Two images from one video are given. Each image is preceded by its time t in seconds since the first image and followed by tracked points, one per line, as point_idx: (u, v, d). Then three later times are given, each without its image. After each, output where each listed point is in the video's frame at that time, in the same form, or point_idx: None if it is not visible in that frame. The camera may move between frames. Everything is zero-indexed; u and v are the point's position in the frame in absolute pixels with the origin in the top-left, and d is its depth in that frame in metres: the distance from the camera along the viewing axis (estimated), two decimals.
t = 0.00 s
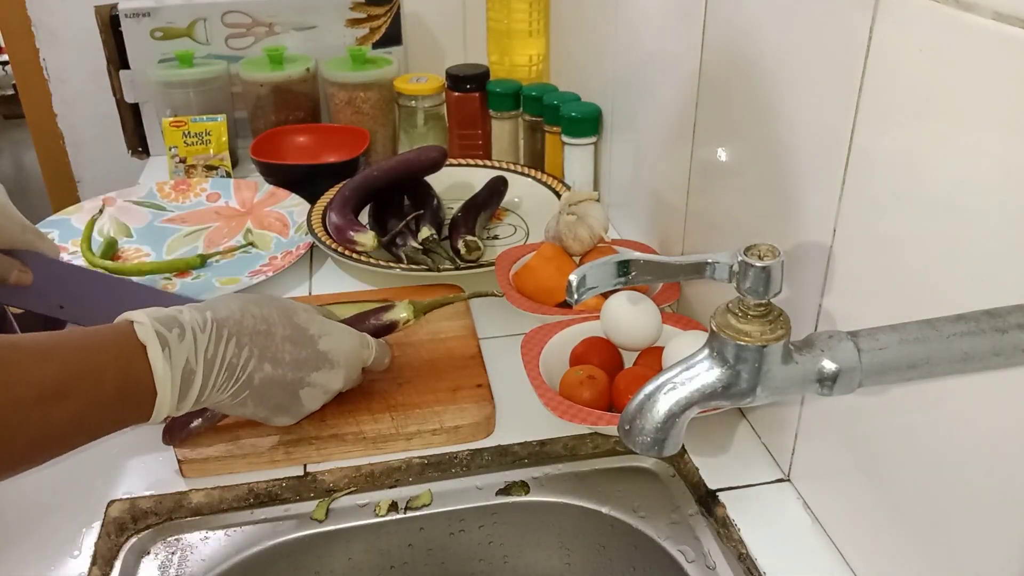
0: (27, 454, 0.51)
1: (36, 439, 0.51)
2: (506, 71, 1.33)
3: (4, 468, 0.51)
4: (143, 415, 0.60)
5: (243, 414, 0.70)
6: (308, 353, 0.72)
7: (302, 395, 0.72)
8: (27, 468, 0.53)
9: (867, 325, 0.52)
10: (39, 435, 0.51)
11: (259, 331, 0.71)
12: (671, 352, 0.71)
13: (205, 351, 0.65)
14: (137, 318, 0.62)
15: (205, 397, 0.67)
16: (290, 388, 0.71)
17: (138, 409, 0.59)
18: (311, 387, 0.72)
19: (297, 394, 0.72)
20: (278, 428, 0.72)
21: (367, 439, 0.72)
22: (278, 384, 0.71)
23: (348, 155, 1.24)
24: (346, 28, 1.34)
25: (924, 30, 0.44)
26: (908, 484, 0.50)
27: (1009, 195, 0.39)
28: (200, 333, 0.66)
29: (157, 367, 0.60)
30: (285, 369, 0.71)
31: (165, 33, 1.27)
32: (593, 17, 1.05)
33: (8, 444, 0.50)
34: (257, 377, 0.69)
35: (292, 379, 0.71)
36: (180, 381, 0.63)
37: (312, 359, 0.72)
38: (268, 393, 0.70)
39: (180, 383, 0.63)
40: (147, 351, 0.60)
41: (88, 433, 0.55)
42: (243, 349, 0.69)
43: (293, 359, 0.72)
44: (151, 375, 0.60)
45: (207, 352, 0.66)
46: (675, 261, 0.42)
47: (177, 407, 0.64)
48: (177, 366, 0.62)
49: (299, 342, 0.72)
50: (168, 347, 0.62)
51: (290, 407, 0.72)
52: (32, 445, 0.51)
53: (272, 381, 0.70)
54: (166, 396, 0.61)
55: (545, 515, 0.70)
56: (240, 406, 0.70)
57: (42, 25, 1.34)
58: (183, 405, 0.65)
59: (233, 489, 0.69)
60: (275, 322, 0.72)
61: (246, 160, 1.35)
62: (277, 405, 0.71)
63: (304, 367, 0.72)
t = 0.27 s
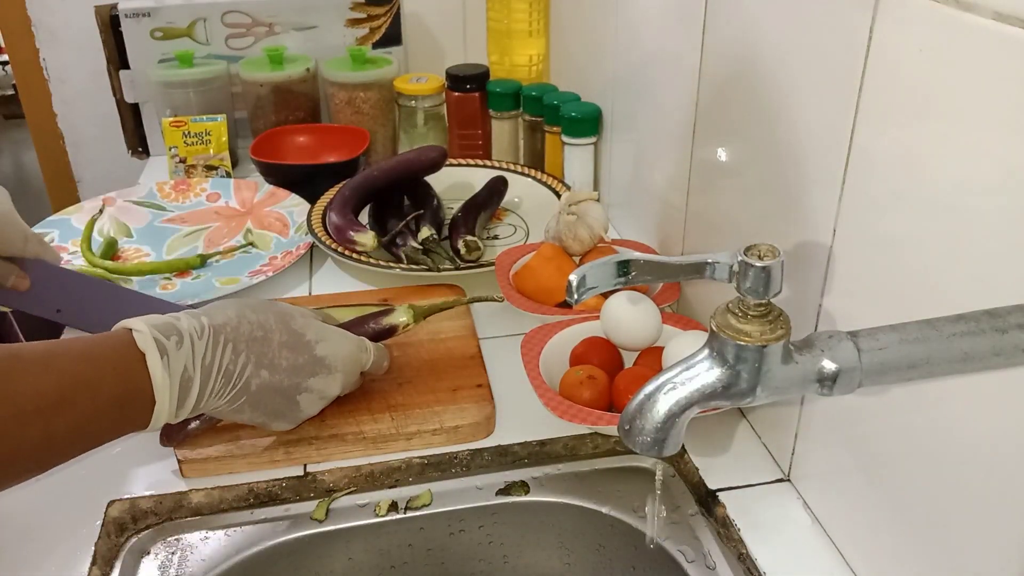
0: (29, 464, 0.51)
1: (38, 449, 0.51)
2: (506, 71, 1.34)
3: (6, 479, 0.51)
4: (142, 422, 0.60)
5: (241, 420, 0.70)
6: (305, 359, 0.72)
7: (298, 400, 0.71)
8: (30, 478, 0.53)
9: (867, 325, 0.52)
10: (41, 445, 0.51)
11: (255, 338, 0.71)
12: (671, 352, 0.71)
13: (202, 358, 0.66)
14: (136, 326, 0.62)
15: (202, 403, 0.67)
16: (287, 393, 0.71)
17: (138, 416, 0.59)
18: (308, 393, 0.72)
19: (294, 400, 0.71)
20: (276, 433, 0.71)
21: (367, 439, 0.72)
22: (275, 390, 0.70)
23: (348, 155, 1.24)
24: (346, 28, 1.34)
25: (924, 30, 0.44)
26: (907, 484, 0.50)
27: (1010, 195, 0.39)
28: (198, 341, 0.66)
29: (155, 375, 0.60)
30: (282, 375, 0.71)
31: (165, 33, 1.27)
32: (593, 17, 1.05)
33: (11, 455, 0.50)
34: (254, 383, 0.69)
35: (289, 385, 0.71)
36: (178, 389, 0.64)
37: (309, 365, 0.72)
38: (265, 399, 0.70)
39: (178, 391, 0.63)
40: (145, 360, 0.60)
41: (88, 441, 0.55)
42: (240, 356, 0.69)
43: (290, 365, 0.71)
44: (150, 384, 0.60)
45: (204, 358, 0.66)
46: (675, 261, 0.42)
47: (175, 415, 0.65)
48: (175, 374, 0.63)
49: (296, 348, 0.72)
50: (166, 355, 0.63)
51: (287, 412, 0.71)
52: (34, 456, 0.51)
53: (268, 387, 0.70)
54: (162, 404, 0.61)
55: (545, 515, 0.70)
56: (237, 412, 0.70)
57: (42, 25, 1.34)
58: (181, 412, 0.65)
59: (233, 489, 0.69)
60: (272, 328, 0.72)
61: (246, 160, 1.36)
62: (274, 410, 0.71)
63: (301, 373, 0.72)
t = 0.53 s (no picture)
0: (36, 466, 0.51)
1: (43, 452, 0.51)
2: (506, 71, 1.34)
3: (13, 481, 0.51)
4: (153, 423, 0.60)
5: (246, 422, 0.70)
6: (313, 365, 0.72)
7: (304, 406, 0.71)
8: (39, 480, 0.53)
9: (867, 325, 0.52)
10: (48, 447, 0.51)
11: (266, 341, 0.71)
12: (671, 352, 0.71)
13: (212, 360, 0.65)
14: (149, 326, 0.62)
15: (209, 405, 0.67)
16: (293, 399, 0.71)
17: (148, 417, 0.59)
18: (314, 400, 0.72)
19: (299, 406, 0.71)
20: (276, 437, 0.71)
21: (367, 439, 0.72)
22: (282, 394, 0.70)
23: (348, 155, 1.24)
24: (345, 28, 1.34)
25: (924, 31, 0.44)
26: (908, 484, 0.50)
27: (1011, 194, 0.39)
28: (208, 342, 0.66)
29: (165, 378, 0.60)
30: (290, 380, 0.71)
31: (165, 33, 1.27)
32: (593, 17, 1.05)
33: (19, 455, 0.50)
34: (262, 387, 0.69)
35: (295, 391, 0.71)
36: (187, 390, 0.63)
37: (316, 371, 0.72)
38: (272, 403, 0.70)
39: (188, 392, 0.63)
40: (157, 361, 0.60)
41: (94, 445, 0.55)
42: (249, 359, 0.69)
43: (298, 371, 0.71)
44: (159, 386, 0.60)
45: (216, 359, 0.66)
46: (675, 260, 0.42)
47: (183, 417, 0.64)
48: (185, 376, 0.63)
49: (305, 353, 0.72)
50: (177, 357, 0.63)
51: (292, 417, 0.71)
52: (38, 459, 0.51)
53: (276, 392, 0.70)
54: (173, 406, 0.61)
55: (545, 515, 0.70)
56: (242, 413, 0.70)
57: (42, 25, 1.34)
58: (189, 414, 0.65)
59: (234, 488, 0.69)
60: (282, 332, 0.72)
61: (246, 160, 1.36)
62: (279, 415, 0.70)
63: (309, 379, 0.72)
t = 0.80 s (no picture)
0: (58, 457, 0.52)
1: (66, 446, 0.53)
2: (506, 71, 1.34)
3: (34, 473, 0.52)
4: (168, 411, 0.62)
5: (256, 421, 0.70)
6: (333, 373, 0.72)
7: (317, 412, 0.71)
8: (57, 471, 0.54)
9: (867, 325, 0.52)
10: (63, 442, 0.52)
11: (293, 345, 0.71)
12: (671, 352, 0.71)
13: (237, 358, 0.66)
14: (174, 322, 0.63)
15: (225, 400, 0.67)
16: (308, 404, 0.71)
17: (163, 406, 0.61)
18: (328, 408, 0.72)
19: (313, 411, 0.71)
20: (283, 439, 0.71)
21: (367, 439, 0.72)
22: (298, 399, 0.70)
23: (348, 155, 1.24)
24: (345, 28, 1.34)
25: (924, 30, 0.44)
26: (907, 485, 0.50)
27: (1010, 194, 0.39)
28: (235, 339, 0.67)
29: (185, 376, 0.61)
30: (309, 386, 0.71)
31: (165, 33, 1.27)
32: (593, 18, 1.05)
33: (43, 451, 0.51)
34: (281, 390, 0.70)
35: (311, 397, 0.71)
36: (206, 387, 0.64)
37: (336, 381, 0.72)
38: (286, 407, 0.70)
39: (206, 389, 0.64)
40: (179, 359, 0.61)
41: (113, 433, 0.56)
42: (274, 360, 0.70)
43: (317, 378, 0.72)
44: (181, 382, 0.61)
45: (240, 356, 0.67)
46: (675, 260, 0.42)
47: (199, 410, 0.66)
48: (206, 374, 0.64)
49: (328, 361, 0.73)
50: (200, 355, 0.64)
51: (303, 422, 0.71)
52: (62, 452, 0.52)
53: (292, 396, 0.70)
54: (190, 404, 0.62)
55: (545, 515, 0.70)
56: (254, 414, 0.70)
57: (42, 25, 1.34)
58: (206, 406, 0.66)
59: (233, 489, 0.69)
60: (310, 337, 0.73)
61: (246, 160, 1.36)
62: (291, 418, 0.70)
63: (327, 388, 0.72)
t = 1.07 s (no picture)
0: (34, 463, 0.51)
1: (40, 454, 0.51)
2: (506, 71, 1.34)
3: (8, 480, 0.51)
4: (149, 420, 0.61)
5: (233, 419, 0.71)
6: (313, 380, 0.73)
7: (296, 416, 0.72)
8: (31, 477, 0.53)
9: (867, 325, 0.52)
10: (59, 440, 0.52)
11: (277, 352, 0.71)
12: (671, 352, 0.71)
13: (218, 369, 0.66)
14: (155, 331, 0.62)
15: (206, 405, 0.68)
16: (287, 409, 0.71)
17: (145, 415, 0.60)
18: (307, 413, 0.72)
19: (292, 415, 0.72)
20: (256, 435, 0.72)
21: (367, 439, 0.72)
22: (277, 404, 0.71)
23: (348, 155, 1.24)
24: (345, 28, 1.34)
25: (924, 30, 0.44)
26: (908, 485, 0.50)
27: (1011, 194, 0.39)
28: (217, 348, 0.66)
29: (164, 387, 0.60)
30: (289, 392, 0.71)
31: (165, 33, 1.27)
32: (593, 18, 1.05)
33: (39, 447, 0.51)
34: (261, 395, 0.70)
35: (291, 403, 0.71)
36: (184, 397, 0.64)
37: (315, 386, 0.73)
38: (263, 410, 0.71)
39: (183, 399, 0.63)
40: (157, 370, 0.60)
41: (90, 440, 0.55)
42: (256, 369, 0.70)
43: (298, 384, 0.72)
44: (159, 392, 0.60)
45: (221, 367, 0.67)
46: (675, 260, 0.42)
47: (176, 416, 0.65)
48: (183, 386, 0.63)
49: (309, 367, 0.73)
50: (179, 367, 0.62)
51: (278, 423, 0.71)
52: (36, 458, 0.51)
53: (272, 402, 0.71)
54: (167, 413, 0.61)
55: (545, 515, 0.70)
56: (235, 415, 0.71)
57: (42, 25, 1.34)
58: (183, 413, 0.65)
59: (233, 489, 0.69)
60: (294, 344, 0.72)
61: (246, 160, 1.36)
62: (269, 421, 0.71)
63: (307, 392, 0.72)
